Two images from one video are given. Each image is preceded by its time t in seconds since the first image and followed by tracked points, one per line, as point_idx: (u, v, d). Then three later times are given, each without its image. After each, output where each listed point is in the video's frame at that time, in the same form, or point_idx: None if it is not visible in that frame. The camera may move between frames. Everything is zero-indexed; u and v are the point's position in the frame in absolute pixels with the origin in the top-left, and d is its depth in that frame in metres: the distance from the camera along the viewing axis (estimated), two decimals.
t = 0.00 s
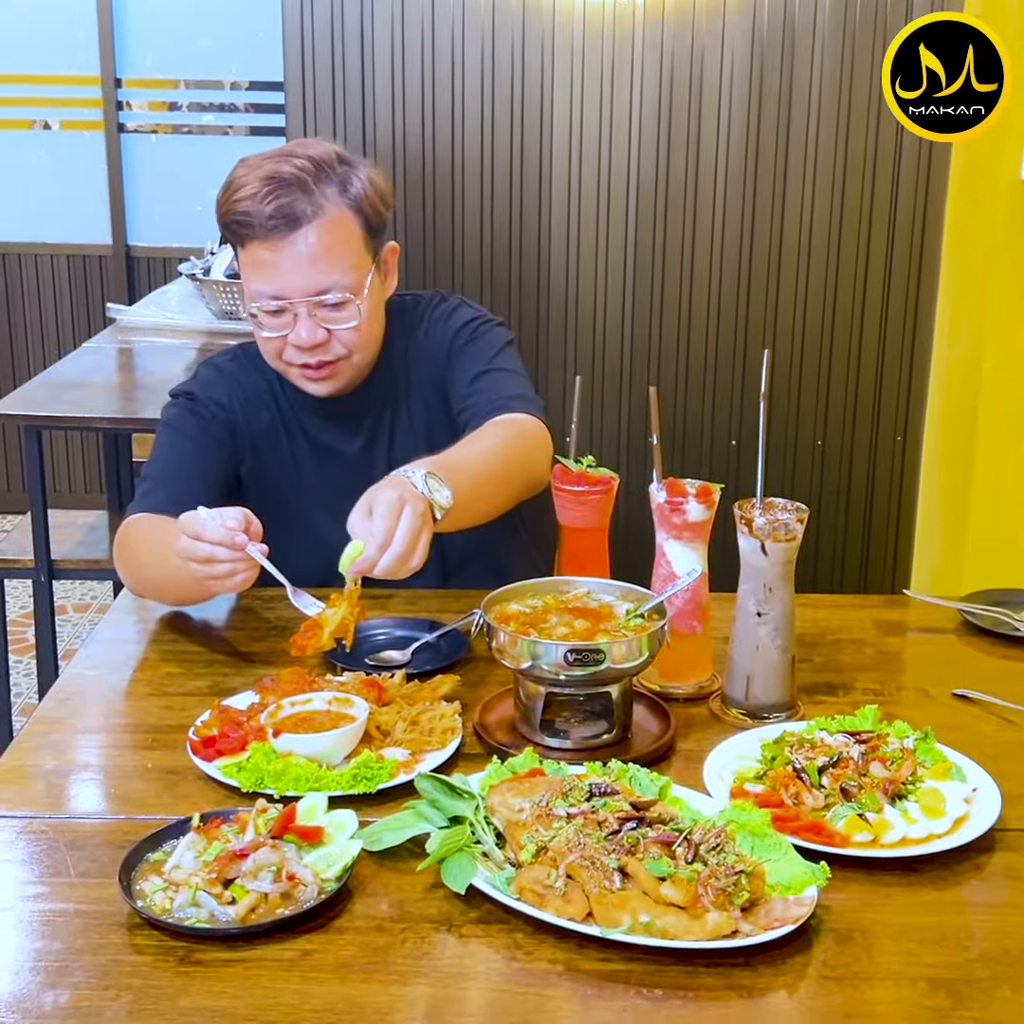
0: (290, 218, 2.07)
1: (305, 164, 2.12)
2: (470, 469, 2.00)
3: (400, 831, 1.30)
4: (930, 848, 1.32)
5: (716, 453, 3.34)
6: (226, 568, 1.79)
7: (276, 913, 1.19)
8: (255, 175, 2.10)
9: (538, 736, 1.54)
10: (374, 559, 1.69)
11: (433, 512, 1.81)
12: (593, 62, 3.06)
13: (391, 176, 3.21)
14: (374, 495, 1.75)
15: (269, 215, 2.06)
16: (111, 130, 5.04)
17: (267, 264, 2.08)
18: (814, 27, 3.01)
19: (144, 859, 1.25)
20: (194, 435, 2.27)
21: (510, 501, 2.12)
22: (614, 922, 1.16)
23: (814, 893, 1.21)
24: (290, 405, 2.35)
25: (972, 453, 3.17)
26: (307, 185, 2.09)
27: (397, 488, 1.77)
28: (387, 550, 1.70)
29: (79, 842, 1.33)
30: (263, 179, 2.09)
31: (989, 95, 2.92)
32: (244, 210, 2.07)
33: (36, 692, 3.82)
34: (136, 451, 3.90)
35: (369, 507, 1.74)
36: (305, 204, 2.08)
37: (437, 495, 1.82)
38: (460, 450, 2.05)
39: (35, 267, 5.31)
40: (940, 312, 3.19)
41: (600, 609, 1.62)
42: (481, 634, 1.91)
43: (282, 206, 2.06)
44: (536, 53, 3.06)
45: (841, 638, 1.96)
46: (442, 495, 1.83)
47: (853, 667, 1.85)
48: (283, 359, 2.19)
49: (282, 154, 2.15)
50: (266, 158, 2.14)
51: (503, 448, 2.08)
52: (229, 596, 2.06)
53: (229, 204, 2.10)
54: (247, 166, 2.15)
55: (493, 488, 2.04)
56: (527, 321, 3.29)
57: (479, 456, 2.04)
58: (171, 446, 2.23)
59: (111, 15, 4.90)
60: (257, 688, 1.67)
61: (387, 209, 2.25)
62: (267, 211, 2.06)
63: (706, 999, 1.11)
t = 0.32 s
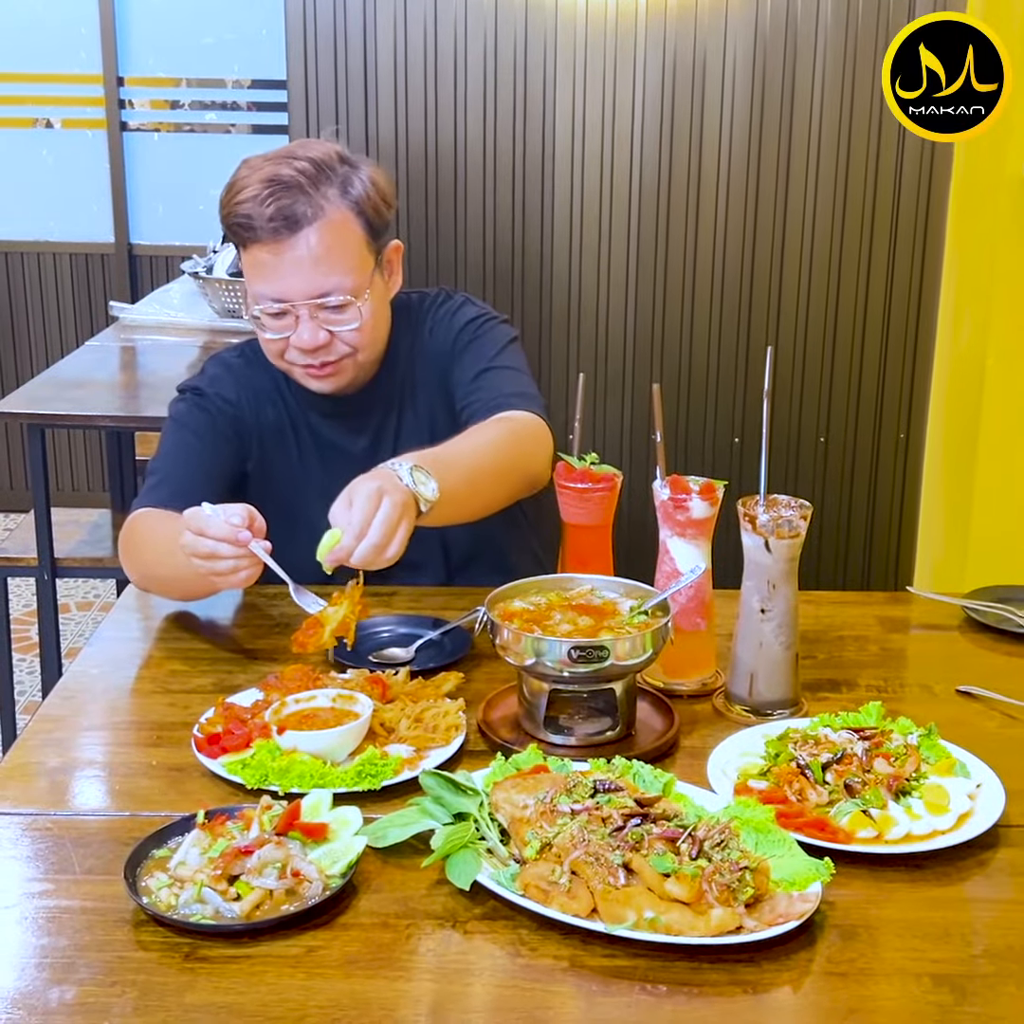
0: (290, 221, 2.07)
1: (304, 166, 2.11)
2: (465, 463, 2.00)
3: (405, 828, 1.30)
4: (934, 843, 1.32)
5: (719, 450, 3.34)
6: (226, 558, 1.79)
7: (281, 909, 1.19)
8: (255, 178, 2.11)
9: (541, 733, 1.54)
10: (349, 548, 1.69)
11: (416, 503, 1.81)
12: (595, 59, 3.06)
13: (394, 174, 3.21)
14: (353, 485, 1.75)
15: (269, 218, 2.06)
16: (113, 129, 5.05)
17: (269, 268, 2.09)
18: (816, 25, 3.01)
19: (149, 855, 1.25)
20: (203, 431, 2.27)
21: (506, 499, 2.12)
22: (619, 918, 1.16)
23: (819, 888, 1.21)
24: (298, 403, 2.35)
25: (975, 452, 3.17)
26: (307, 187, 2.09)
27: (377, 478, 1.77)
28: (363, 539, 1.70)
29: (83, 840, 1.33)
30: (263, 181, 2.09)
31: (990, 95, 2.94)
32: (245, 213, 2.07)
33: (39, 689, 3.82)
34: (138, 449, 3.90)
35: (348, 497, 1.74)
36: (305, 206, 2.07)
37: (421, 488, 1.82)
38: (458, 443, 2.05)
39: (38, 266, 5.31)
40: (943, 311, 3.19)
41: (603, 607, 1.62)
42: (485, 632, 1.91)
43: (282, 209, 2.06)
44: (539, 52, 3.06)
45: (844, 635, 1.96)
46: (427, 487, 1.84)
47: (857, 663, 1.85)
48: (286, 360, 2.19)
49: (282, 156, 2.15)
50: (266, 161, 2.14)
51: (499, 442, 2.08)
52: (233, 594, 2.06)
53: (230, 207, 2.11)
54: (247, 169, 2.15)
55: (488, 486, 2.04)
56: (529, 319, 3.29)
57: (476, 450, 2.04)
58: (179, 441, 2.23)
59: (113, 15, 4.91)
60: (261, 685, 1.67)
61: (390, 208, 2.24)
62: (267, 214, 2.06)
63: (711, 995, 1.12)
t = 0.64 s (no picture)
0: (291, 222, 2.07)
1: (304, 166, 2.12)
2: (469, 462, 2.00)
3: (407, 827, 1.30)
4: (936, 842, 1.32)
5: (720, 448, 3.34)
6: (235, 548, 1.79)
7: (284, 909, 1.19)
8: (255, 180, 2.11)
9: (543, 733, 1.54)
10: (353, 546, 1.70)
11: (420, 499, 1.81)
12: (597, 58, 3.06)
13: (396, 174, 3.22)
14: (357, 481, 1.75)
15: (270, 219, 2.06)
16: (115, 128, 5.05)
17: (271, 268, 2.09)
18: (817, 25, 3.01)
19: (152, 854, 1.26)
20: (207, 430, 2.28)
21: (510, 497, 2.12)
22: (621, 918, 1.16)
23: (821, 887, 1.21)
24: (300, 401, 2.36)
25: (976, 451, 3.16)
26: (307, 187, 2.09)
27: (380, 474, 1.77)
28: (367, 536, 1.70)
29: (87, 840, 1.34)
30: (263, 182, 2.09)
31: (989, 95, 2.94)
32: (246, 216, 2.07)
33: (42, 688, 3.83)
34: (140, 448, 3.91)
35: (351, 494, 1.74)
36: (305, 206, 2.08)
37: (426, 483, 1.83)
38: (461, 441, 2.05)
39: (40, 265, 5.31)
40: (943, 308, 3.19)
41: (605, 607, 1.62)
42: (487, 631, 1.91)
43: (284, 209, 2.06)
44: (540, 51, 3.06)
45: (846, 634, 1.96)
46: (431, 483, 1.84)
47: (858, 662, 1.85)
48: (289, 360, 2.20)
49: (281, 156, 2.15)
50: (265, 162, 2.15)
51: (502, 441, 2.08)
52: (235, 594, 2.06)
53: (231, 209, 2.11)
54: (247, 170, 2.16)
55: (492, 484, 2.04)
56: (531, 318, 3.30)
57: (480, 449, 2.04)
58: (184, 440, 2.23)
59: (113, 14, 4.91)
60: (263, 685, 1.67)
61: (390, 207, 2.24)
62: (268, 215, 2.06)
63: (712, 993, 1.12)
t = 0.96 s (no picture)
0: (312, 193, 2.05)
1: (426, 230, 1.97)
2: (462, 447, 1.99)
3: (386, 813, 1.30)
4: (915, 827, 1.32)
5: (713, 432, 3.12)
6: (266, 471, 1.92)
7: (260, 894, 1.20)
8: (369, 228, 1.96)
9: (525, 718, 1.54)
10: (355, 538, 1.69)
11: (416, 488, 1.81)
12: (586, 51, 2.85)
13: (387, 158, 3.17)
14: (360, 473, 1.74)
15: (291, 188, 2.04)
16: (114, 110, 5.04)
17: (354, 317, 1.90)
18: None
19: (130, 840, 1.26)
20: (207, 438, 2.23)
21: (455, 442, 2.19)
22: (596, 903, 1.17)
23: (797, 872, 1.21)
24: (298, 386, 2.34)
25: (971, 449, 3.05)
26: (416, 253, 1.93)
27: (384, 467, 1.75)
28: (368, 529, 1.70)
29: (68, 825, 1.34)
30: (374, 233, 1.95)
31: (990, 95, 2.79)
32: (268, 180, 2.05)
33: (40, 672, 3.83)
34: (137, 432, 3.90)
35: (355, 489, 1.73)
36: (404, 268, 1.91)
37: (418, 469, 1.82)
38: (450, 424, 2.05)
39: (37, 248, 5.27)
40: (937, 300, 3.01)
41: (587, 591, 1.62)
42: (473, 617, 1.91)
43: (380, 265, 1.89)
44: (530, 40, 2.85)
45: (833, 618, 1.96)
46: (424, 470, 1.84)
47: (845, 647, 1.84)
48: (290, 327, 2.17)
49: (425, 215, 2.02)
50: (403, 216, 2.02)
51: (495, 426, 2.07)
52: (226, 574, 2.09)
53: (344, 241, 1.95)
54: (384, 216, 2.02)
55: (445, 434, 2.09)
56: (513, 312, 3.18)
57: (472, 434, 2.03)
58: (181, 438, 2.22)
59: None
60: (246, 670, 1.67)
61: (489, 334, 2.08)
62: (362, 261, 1.89)
63: (686, 978, 1.12)
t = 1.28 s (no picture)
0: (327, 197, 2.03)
1: (427, 241, 1.95)
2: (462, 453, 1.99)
3: (383, 812, 1.30)
4: (913, 827, 1.32)
5: (711, 431, 3.12)
6: (282, 493, 1.90)
7: (256, 893, 1.19)
8: (371, 236, 1.96)
9: (523, 716, 1.54)
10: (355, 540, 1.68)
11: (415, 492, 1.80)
12: (585, 49, 2.84)
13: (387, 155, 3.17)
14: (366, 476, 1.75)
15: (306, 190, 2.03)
16: (111, 108, 5.03)
17: (351, 328, 1.90)
18: None
19: (126, 839, 1.26)
20: (211, 441, 2.22)
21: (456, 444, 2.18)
22: (593, 902, 1.16)
23: (794, 871, 1.21)
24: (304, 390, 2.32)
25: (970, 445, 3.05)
26: (414, 264, 1.92)
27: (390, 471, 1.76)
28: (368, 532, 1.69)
29: (64, 824, 1.34)
30: (375, 241, 1.94)
31: (990, 95, 2.82)
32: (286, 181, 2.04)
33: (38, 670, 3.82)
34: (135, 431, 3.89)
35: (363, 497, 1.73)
36: (400, 280, 1.90)
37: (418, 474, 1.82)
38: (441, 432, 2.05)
39: (36, 247, 5.26)
40: (936, 294, 3.00)
41: (585, 590, 1.62)
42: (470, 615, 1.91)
43: (376, 276, 1.88)
44: (529, 38, 2.84)
45: (831, 617, 1.96)
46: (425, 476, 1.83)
47: (843, 646, 1.84)
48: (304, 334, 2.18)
49: (429, 226, 2.00)
50: (409, 225, 2.01)
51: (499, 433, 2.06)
52: (222, 574, 2.08)
53: (346, 248, 1.96)
54: (389, 224, 2.02)
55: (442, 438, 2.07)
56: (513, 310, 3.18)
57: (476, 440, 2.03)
58: (185, 445, 2.21)
59: None
60: (243, 669, 1.67)
61: (490, 348, 2.06)
62: (358, 271, 1.89)
63: (683, 978, 1.12)
